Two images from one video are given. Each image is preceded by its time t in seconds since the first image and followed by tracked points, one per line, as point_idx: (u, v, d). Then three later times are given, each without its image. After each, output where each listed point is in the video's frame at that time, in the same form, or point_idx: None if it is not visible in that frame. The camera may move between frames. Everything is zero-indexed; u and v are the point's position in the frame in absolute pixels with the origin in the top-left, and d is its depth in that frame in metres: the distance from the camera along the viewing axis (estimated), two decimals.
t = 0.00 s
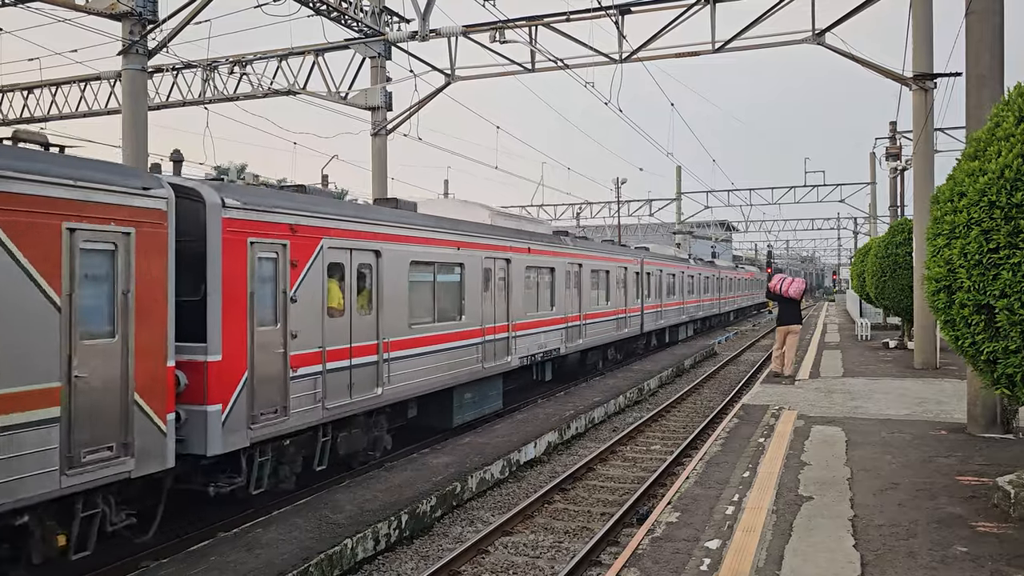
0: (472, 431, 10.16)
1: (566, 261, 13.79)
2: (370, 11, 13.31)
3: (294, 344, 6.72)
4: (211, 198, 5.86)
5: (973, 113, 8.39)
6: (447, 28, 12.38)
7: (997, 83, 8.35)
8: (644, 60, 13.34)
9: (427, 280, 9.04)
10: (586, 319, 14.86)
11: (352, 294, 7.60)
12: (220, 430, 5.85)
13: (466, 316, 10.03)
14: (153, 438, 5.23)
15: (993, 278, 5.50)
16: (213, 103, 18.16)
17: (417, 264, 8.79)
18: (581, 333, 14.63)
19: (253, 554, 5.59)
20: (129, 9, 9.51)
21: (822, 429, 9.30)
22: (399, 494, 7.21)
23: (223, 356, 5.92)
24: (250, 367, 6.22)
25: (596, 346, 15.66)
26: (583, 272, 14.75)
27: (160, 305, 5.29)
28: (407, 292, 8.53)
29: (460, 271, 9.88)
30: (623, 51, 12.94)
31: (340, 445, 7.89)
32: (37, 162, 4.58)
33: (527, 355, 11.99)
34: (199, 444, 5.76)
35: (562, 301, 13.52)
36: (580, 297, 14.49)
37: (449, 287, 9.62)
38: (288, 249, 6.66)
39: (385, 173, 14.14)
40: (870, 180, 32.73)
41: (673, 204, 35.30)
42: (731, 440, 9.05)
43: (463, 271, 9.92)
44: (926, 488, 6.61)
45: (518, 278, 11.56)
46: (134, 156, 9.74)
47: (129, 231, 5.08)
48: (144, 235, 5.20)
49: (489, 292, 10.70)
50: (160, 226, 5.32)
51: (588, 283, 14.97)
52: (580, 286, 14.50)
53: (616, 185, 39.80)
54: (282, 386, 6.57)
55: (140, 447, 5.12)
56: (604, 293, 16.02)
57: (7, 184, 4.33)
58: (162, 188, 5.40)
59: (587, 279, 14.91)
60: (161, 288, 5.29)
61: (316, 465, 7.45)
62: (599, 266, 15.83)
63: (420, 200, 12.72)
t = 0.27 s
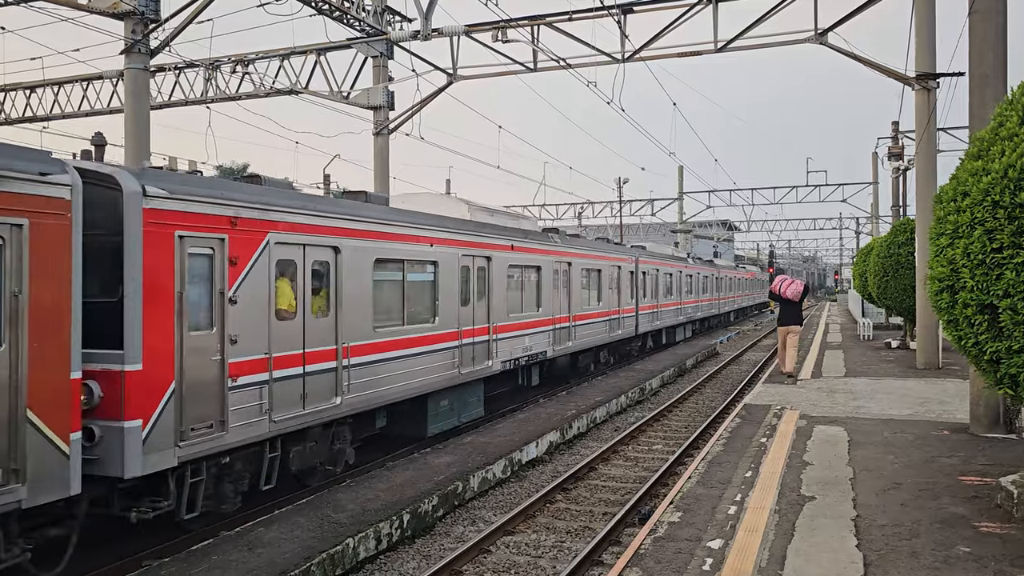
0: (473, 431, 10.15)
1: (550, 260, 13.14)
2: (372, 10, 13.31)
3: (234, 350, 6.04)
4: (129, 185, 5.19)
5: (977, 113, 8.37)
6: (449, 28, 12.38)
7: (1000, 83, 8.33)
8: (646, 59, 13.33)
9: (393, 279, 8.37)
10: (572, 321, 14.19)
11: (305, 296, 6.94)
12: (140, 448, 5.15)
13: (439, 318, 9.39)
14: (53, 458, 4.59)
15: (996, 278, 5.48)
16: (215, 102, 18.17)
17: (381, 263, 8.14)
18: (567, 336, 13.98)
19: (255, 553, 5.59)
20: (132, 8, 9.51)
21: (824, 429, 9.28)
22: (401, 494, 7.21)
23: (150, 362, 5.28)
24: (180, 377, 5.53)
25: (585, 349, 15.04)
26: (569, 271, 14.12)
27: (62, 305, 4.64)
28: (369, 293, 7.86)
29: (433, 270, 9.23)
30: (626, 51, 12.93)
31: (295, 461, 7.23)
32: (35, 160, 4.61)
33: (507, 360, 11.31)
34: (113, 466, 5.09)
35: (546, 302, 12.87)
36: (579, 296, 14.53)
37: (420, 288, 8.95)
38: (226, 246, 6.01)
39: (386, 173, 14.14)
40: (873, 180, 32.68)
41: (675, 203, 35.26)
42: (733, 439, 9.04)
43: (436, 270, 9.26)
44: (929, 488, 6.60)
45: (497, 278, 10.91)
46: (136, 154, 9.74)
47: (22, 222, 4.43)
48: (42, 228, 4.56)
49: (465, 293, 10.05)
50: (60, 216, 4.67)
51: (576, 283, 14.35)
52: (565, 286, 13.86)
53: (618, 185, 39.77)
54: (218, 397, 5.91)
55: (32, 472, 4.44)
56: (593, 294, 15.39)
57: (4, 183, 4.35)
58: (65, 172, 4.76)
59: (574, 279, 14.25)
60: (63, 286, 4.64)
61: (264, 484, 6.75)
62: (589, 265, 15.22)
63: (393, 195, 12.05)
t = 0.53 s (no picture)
0: (474, 431, 10.14)
1: (535, 258, 12.37)
2: (373, 10, 13.31)
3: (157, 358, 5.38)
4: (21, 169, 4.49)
5: (978, 113, 8.37)
6: (451, 27, 12.38)
7: (1002, 82, 8.32)
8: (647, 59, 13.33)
9: (352, 279, 7.64)
10: (558, 323, 13.42)
11: (246, 298, 6.27)
12: (34, 473, 4.49)
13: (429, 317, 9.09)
14: None
15: (998, 278, 5.48)
16: (217, 101, 18.18)
17: (339, 261, 7.41)
18: (552, 339, 13.20)
19: (255, 552, 5.59)
20: (133, 8, 9.52)
21: (825, 429, 9.27)
22: (402, 493, 7.21)
23: (44, 378, 4.55)
24: (88, 390, 4.84)
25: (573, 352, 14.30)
26: (556, 271, 13.34)
27: None
28: (325, 294, 7.16)
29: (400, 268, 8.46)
30: (627, 50, 12.93)
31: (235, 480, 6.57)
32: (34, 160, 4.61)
33: (484, 365, 10.56)
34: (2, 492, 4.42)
35: (529, 303, 12.11)
36: (580, 297, 14.55)
37: (385, 288, 8.19)
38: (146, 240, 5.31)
39: (387, 172, 14.14)
40: (874, 180, 32.66)
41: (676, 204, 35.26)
42: (734, 439, 9.03)
43: (404, 269, 8.49)
44: (930, 488, 6.59)
45: (474, 279, 10.15)
46: (138, 154, 9.75)
47: None
48: None
49: (437, 293, 9.28)
50: None
51: (563, 283, 13.58)
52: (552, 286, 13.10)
53: (619, 185, 39.75)
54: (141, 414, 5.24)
55: None
56: (582, 295, 14.65)
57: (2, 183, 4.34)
58: None
59: (562, 279, 13.47)
60: None
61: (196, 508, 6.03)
62: (578, 264, 14.50)
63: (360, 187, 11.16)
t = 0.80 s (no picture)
0: (475, 431, 10.14)
1: (517, 257, 11.66)
2: (375, 10, 13.31)
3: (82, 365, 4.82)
4: None
5: (980, 113, 8.37)
6: (452, 27, 12.38)
7: (1004, 82, 8.32)
8: (649, 59, 13.34)
9: (305, 278, 6.97)
10: (541, 326, 12.70)
11: (175, 300, 5.58)
12: None
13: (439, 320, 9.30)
14: None
15: (999, 278, 5.47)
16: (218, 101, 18.18)
17: (288, 257, 6.75)
18: (535, 342, 12.45)
19: (256, 552, 5.60)
20: (135, 8, 9.52)
21: (826, 429, 9.27)
22: (403, 493, 7.21)
23: None
24: None
25: (558, 355, 13.58)
26: (541, 271, 12.62)
27: None
28: (272, 294, 6.52)
29: (360, 266, 7.73)
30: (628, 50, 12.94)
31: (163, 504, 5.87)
32: (38, 159, 4.65)
33: (460, 370, 9.82)
34: None
35: (509, 304, 11.39)
36: (581, 297, 14.53)
37: (344, 287, 7.50)
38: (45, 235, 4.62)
39: (388, 172, 14.14)
40: (876, 180, 32.66)
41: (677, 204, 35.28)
42: (735, 439, 9.03)
43: (367, 267, 7.82)
44: (931, 488, 6.59)
45: (448, 278, 9.45)
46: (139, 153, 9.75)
47: None
48: None
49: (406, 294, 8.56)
50: None
51: (548, 283, 12.86)
52: (535, 287, 12.39)
53: (620, 185, 39.74)
54: (73, 428, 4.75)
55: None
56: (568, 295, 13.91)
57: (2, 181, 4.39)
58: None
59: (546, 280, 12.75)
60: None
61: (111, 539, 5.29)
62: (579, 264, 14.49)
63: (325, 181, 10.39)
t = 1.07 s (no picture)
0: (476, 430, 10.14)
1: (498, 255, 10.94)
2: (376, 9, 13.31)
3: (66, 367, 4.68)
4: None
5: (981, 113, 8.36)
6: (453, 27, 12.38)
7: (1004, 82, 8.32)
8: (649, 59, 13.33)
9: (248, 277, 6.25)
10: (525, 328, 11.96)
11: (85, 301, 4.85)
12: None
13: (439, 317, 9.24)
14: None
15: (1000, 278, 5.46)
16: (219, 101, 18.19)
17: (240, 255, 6.15)
18: (518, 346, 11.69)
19: (257, 551, 5.61)
20: (136, 7, 9.53)
21: (827, 429, 9.26)
22: (403, 493, 7.21)
23: None
24: None
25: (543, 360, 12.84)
26: (524, 271, 11.92)
27: None
28: (206, 292, 5.75)
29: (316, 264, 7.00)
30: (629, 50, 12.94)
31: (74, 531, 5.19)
32: (53, 159, 4.68)
33: (431, 378, 9.00)
34: None
35: (488, 306, 10.65)
36: (581, 297, 14.46)
37: (297, 287, 6.79)
38: None
39: (389, 171, 14.14)
40: (877, 179, 32.63)
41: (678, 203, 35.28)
42: (736, 439, 9.02)
43: (325, 265, 7.09)
44: (932, 488, 6.59)
45: (420, 278, 8.67)
46: (140, 152, 9.76)
47: None
48: None
49: (369, 295, 7.77)
50: None
51: (532, 282, 12.13)
52: (517, 287, 11.64)
53: (621, 184, 39.73)
54: (48, 434, 4.53)
55: None
56: (555, 297, 13.21)
57: (19, 180, 4.41)
58: None
59: (531, 280, 12.04)
60: None
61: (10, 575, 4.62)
62: (580, 264, 14.48)
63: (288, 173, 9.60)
